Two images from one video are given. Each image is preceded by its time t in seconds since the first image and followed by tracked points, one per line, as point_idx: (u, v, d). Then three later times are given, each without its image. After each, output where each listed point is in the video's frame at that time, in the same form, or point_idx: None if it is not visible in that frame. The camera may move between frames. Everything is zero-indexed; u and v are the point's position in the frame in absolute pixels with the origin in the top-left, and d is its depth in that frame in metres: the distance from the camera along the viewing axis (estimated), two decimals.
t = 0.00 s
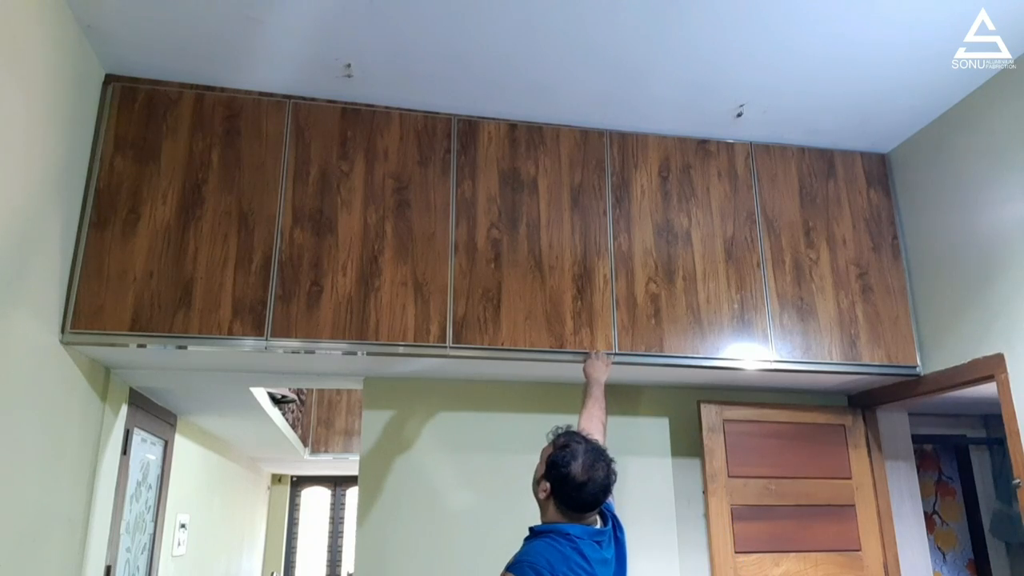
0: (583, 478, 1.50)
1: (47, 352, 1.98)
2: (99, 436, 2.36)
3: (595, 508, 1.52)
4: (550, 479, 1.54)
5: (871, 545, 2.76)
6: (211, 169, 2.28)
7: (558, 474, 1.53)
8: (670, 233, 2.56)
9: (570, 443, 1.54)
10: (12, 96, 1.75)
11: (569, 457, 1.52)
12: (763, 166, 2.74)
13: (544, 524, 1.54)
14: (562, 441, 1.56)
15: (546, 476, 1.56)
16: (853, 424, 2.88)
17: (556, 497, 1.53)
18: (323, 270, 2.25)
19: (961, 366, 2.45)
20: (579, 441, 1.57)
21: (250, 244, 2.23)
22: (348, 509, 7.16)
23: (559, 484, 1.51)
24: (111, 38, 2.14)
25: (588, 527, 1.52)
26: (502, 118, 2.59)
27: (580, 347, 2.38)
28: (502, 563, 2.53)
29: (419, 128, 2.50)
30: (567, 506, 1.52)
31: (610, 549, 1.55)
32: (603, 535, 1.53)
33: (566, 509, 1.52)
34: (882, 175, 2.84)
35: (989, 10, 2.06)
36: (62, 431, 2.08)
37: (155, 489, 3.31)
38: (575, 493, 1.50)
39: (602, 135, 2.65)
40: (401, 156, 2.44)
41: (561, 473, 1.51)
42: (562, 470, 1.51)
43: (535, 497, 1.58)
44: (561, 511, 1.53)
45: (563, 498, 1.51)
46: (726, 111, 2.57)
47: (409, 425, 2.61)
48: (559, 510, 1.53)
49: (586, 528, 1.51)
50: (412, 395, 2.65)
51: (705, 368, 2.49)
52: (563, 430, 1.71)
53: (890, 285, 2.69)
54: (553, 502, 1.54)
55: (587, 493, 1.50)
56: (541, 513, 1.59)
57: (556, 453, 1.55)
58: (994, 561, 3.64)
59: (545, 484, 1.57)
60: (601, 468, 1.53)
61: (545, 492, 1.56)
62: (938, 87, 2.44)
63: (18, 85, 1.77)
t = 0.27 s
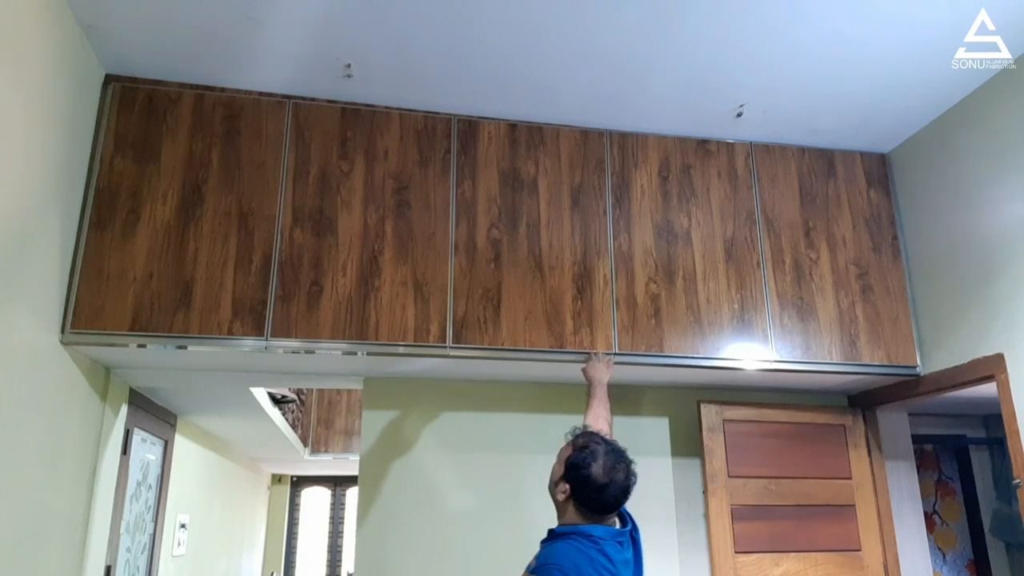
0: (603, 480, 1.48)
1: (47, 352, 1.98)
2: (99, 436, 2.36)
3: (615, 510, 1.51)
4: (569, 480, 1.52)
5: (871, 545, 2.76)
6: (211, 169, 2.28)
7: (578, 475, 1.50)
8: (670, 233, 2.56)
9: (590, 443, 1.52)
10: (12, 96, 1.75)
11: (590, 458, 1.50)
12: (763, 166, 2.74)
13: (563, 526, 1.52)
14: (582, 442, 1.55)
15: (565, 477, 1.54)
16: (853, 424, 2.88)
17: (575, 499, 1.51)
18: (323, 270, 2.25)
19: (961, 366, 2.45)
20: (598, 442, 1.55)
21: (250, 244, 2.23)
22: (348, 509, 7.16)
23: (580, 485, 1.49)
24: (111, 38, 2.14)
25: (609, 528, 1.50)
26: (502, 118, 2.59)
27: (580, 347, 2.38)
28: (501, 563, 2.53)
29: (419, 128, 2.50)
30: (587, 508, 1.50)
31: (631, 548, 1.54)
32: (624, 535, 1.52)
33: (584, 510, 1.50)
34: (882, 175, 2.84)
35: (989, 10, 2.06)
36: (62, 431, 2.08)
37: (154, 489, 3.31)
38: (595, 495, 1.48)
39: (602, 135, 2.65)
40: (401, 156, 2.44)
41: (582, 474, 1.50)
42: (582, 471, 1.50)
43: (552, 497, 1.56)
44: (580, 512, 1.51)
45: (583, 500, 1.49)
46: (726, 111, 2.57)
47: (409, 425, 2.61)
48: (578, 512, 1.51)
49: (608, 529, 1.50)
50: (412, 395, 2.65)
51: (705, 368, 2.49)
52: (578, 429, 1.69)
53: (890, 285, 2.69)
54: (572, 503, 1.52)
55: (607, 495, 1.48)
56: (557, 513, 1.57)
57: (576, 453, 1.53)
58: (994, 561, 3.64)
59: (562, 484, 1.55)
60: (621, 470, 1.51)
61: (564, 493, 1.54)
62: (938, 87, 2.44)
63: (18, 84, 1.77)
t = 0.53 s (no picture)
0: (625, 473, 1.46)
1: (47, 351, 1.98)
2: (99, 436, 2.36)
3: (638, 505, 1.48)
4: (591, 474, 1.51)
5: (871, 545, 2.76)
6: (211, 169, 2.28)
7: (600, 469, 1.49)
8: (670, 233, 2.56)
9: (612, 437, 1.51)
10: (12, 96, 1.75)
11: (612, 451, 1.48)
12: (763, 166, 2.74)
13: (588, 522, 1.50)
14: (605, 436, 1.53)
15: (587, 471, 1.52)
16: (853, 424, 2.88)
17: (597, 493, 1.49)
18: (323, 269, 2.25)
19: (961, 366, 2.45)
20: (622, 436, 1.53)
21: (250, 244, 2.23)
22: (348, 509, 7.15)
23: (601, 478, 1.47)
24: (111, 38, 2.14)
25: (635, 523, 1.48)
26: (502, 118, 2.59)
27: (580, 347, 2.38)
28: (501, 563, 2.53)
29: (419, 129, 2.50)
30: (609, 501, 1.47)
31: (660, 538, 1.53)
32: (652, 527, 1.50)
33: (607, 505, 1.48)
34: (882, 175, 2.84)
35: (989, 10, 2.06)
36: (62, 430, 2.08)
37: (154, 489, 3.31)
38: (616, 487, 1.46)
39: (602, 135, 2.65)
40: (401, 156, 2.44)
41: (603, 467, 1.48)
42: (604, 464, 1.48)
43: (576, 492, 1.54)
44: (603, 507, 1.49)
45: (605, 493, 1.47)
46: (726, 111, 2.57)
47: (409, 425, 2.61)
48: (600, 506, 1.49)
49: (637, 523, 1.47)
50: (412, 395, 2.65)
51: (705, 368, 2.49)
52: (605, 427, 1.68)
53: (890, 285, 2.69)
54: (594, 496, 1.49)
55: (629, 489, 1.45)
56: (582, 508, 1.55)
57: (598, 447, 1.52)
58: (994, 561, 3.64)
59: (585, 479, 1.54)
60: (644, 463, 1.48)
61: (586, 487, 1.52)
62: (938, 87, 2.44)
63: (18, 84, 1.77)
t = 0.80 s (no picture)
0: (646, 469, 1.44)
1: (47, 351, 1.98)
2: (99, 436, 2.36)
3: (659, 501, 1.46)
4: (611, 471, 1.49)
5: (871, 545, 2.76)
6: (211, 169, 2.28)
7: (620, 467, 1.47)
8: (670, 233, 2.56)
9: (631, 434, 1.49)
10: (12, 96, 1.75)
11: (632, 448, 1.47)
12: (763, 166, 2.74)
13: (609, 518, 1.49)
14: (624, 432, 1.51)
15: (607, 468, 1.51)
16: (853, 424, 2.88)
17: (618, 490, 1.47)
18: (323, 269, 2.25)
19: (961, 366, 2.45)
20: (641, 433, 1.52)
21: (251, 245, 2.23)
22: (348, 509, 7.15)
23: (622, 475, 1.46)
24: (111, 38, 2.14)
25: (656, 519, 1.46)
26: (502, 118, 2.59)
27: (580, 347, 2.38)
28: (501, 563, 2.53)
29: (419, 129, 2.50)
30: (630, 498, 1.46)
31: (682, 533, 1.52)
32: (673, 523, 1.49)
33: (628, 502, 1.46)
34: (882, 175, 2.84)
35: (989, 10, 2.06)
36: (62, 430, 2.08)
37: (155, 489, 3.31)
38: (638, 484, 1.44)
39: (602, 135, 2.65)
40: (401, 156, 2.44)
41: (623, 464, 1.46)
42: (624, 461, 1.46)
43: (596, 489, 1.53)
44: (624, 504, 1.47)
45: (626, 490, 1.45)
46: (726, 111, 2.57)
47: (409, 425, 2.61)
48: (621, 503, 1.47)
49: (660, 518, 1.45)
50: (413, 396, 2.65)
51: (705, 368, 2.49)
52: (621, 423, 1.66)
53: (890, 285, 2.69)
54: (615, 494, 1.48)
55: (651, 485, 1.44)
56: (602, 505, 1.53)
57: (618, 444, 1.50)
58: (994, 561, 3.64)
59: (605, 476, 1.52)
60: (665, 459, 1.47)
61: (607, 484, 1.50)
62: (938, 87, 2.44)
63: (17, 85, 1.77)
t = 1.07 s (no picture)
0: (660, 476, 1.42)
1: (47, 351, 1.98)
2: (99, 436, 2.36)
3: (671, 506, 1.44)
4: (624, 476, 1.46)
5: (871, 545, 2.76)
6: (211, 169, 2.28)
7: (634, 472, 1.44)
8: (670, 233, 2.56)
9: (645, 439, 1.46)
10: (12, 96, 1.75)
11: (646, 454, 1.44)
12: (763, 166, 2.74)
13: (619, 523, 1.47)
14: (637, 437, 1.48)
15: (619, 472, 1.48)
16: (853, 424, 2.88)
17: (630, 495, 1.45)
18: (323, 269, 2.25)
19: (961, 366, 2.44)
20: (655, 437, 1.49)
21: (251, 245, 2.23)
22: (348, 509, 7.15)
23: (635, 481, 1.43)
24: (111, 38, 2.14)
25: (666, 525, 1.45)
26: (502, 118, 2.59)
27: (580, 347, 2.38)
28: (501, 563, 2.53)
29: (419, 129, 2.50)
30: (643, 504, 1.44)
31: (690, 536, 1.52)
32: (682, 527, 1.49)
33: (641, 507, 1.44)
34: (882, 175, 2.84)
35: (989, 10, 2.06)
36: (62, 430, 2.08)
37: (155, 489, 3.30)
38: (652, 491, 1.42)
39: (602, 135, 2.65)
40: (401, 156, 2.44)
41: (637, 470, 1.43)
42: (638, 467, 1.43)
43: (607, 492, 1.50)
44: (635, 509, 1.45)
45: (639, 496, 1.43)
46: (726, 111, 2.57)
47: (410, 425, 2.61)
48: (633, 508, 1.45)
49: (671, 525, 1.44)
50: (412, 396, 2.65)
51: (705, 368, 2.49)
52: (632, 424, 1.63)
53: (890, 285, 2.69)
54: (627, 499, 1.45)
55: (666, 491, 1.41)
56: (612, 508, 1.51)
57: (631, 448, 1.47)
58: (994, 561, 3.64)
59: (616, 480, 1.49)
60: (679, 465, 1.45)
61: (619, 488, 1.48)
62: (938, 87, 2.44)
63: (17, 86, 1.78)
